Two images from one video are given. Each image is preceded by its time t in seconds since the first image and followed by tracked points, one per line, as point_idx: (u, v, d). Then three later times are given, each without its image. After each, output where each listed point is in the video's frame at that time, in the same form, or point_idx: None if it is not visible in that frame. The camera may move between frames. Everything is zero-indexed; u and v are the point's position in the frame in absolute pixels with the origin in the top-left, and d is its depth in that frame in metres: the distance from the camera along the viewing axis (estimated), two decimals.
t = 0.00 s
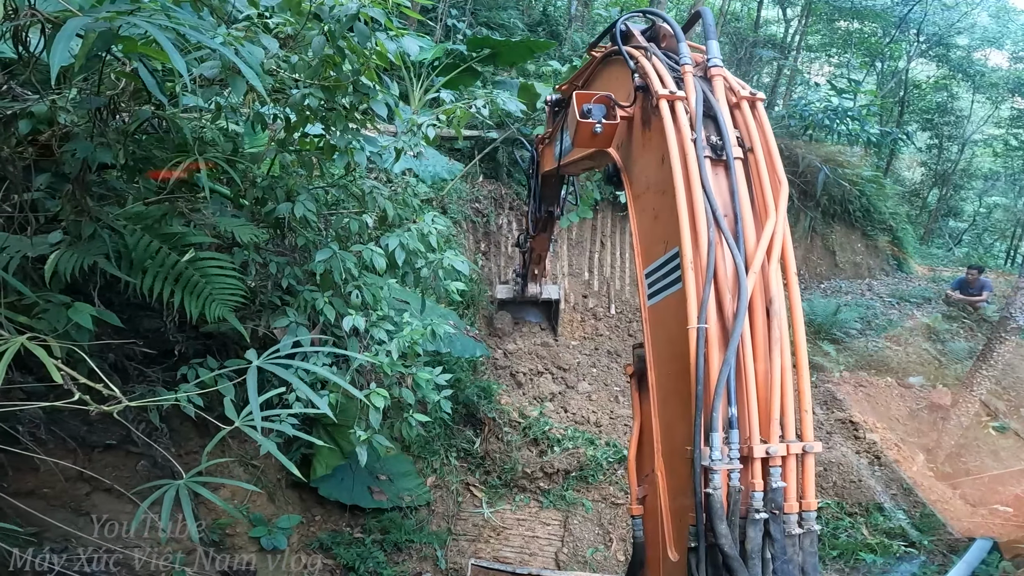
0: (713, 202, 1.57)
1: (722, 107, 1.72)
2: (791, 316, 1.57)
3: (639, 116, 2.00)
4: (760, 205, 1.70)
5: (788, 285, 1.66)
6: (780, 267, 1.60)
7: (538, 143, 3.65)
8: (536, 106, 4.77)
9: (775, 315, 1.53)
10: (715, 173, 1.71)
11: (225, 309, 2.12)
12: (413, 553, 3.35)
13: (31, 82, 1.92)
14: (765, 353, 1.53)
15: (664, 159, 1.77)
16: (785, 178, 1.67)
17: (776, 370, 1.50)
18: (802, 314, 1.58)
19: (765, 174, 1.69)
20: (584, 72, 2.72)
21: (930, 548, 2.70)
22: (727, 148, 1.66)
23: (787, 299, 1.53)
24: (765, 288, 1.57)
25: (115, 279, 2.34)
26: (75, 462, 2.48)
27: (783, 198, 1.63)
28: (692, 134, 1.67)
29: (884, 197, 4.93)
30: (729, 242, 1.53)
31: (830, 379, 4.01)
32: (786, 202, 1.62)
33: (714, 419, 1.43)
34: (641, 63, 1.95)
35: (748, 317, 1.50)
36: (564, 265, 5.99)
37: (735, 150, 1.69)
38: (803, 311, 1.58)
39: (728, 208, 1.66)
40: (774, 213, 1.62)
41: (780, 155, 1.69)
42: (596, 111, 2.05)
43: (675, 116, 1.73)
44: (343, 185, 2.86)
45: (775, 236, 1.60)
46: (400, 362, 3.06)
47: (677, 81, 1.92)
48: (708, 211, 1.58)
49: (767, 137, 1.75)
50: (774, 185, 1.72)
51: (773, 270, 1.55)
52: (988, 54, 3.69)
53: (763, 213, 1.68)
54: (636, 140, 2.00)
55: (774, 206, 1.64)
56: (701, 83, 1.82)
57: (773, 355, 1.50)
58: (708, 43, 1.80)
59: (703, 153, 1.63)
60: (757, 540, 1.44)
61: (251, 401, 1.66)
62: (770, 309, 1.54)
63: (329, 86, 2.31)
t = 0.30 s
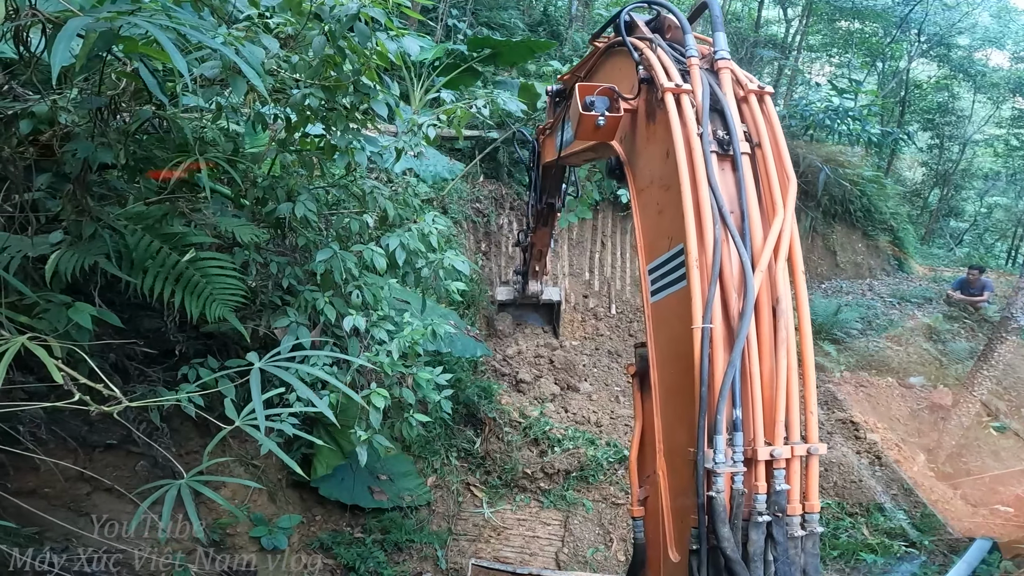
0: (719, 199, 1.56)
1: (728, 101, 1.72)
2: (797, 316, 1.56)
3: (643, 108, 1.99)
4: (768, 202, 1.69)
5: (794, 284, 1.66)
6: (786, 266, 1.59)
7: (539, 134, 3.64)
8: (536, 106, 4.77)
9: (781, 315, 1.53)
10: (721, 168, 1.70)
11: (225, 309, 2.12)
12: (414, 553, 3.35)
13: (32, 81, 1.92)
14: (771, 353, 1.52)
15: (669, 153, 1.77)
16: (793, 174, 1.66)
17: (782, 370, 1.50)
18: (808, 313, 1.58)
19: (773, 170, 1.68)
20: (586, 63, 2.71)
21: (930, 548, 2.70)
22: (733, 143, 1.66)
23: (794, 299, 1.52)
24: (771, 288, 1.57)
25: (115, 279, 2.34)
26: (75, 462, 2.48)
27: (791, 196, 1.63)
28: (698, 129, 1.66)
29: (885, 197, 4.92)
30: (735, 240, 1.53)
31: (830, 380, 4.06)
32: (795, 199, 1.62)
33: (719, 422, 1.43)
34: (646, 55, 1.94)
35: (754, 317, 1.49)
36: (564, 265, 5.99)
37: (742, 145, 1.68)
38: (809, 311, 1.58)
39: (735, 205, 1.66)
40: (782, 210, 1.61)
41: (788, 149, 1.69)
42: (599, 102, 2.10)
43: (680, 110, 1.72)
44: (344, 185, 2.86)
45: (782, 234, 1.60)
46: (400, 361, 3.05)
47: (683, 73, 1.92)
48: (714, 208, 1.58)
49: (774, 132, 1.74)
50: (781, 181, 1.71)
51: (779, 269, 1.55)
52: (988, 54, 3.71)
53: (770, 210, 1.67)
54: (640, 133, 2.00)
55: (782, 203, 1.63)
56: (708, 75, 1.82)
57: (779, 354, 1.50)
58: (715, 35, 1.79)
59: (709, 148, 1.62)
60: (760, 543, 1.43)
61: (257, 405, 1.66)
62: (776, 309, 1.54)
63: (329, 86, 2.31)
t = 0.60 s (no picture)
0: (723, 197, 1.56)
1: (734, 97, 1.71)
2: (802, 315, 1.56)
3: (647, 104, 1.99)
4: (773, 200, 1.69)
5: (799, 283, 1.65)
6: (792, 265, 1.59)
7: (539, 129, 3.64)
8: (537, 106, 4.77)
9: (786, 315, 1.53)
10: (726, 165, 1.70)
11: (225, 309, 2.11)
12: (414, 553, 3.35)
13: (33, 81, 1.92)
14: (775, 353, 1.52)
15: (673, 150, 1.76)
16: (798, 172, 1.66)
17: (786, 369, 1.50)
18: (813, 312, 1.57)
19: (779, 167, 1.68)
20: (588, 56, 2.71)
21: (930, 548, 2.70)
22: (739, 140, 1.65)
23: (799, 298, 1.52)
24: (775, 287, 1.56)
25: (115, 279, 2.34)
26: (75, 462, 2.49)
27: (797, 194, 1.62)
28: (703, 125, 1.66)
29: (885, 197, 5.02)
30: (740, 239, 1.53)
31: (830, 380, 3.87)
32: (800, 198, 1.61)
33: (722, 423, 1.43)
34: (650, 50, 1.93)
35: (758, 316, 1.49)
36: (564, 265, 5.99)
37: (747, 142, 1.68)
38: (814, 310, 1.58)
39: (739, 203, 1.66)
40: (787, 208, 1.61)
41: (794, 147, 1.68)
42: (601, 98, 2.05)
43: (685, 106, 1.72)
44: (345, 185, 2.86)
45: (788, 233, 1.59)
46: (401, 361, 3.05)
47: (687, 68, 1.91)
48: (718, 206, 1.57)
49: (780, 129, 1.73)
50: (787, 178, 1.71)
51: (784, 268, 1.54)
52: (989, 54, 3.75)
53: (776, 208, 1.67)
54: (643, 130, 1.99)
55: (787, 201, 1.63)
56: (712, 71, 1.81)
57: (783, 354, 1.50)
58: (720, 29, 1.78)
59: (714, 145, 1.62)
60: (761, 545, 1.44)
61: (251, 404, 1.65)
62: (781, 308, 1.53)
63: (330, 86, 2.32)
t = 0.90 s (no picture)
0: (728, 195, 1.55)
1: (738, 92, 1.70)
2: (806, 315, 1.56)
3: (649, 99, 1.98)
4: (778, 197, 1.69)
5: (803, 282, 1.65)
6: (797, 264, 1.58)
7: (539, 121, 3.62)
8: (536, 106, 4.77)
9: (790, 315, 1.52)
10: (730, 162, 1.69)
11: (224, 309, 2.11)
12: (413, 553, 3.35)
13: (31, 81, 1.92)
14: (778, 353, 1.52)
15: (676, 146, 1.76)
16: (804, 169, 1.65)
17: (790, 370, 1.49)
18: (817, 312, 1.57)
19: (784, 165, 1.67)
20: (590, 49, 2.72)
21: (930, 548, 2.69)
22: (744, 137, 1.64)
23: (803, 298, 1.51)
24: (780, 287, 1.56)
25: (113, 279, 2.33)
26: (74, 462, 2.48)
27: (803, 193, 1.62)
28: (707, 121, 1.65)
29: (885, 198, 4.97)
30: (744, 237, 1.52)
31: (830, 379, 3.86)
32: (806, 196, 1.61)
33: (725, 425, 1.42)
34: (653, 43, 1.92)
35: (762, 317, 1.49)
36: (563, 264, 5.98)
37: (752, 138, 1.68)
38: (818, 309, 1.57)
39: (744, 200, 1.65)
40: (793, 207, 1.61)
41: (799, 143, 1.68)
42: (602, 92, 2.04)
43: (689, 101, 1.71)
44: (344, 185, 2.86)
45: (793, 232, 1.59)
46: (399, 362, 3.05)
47: (691, 63, 1.90)
48: (722, 203, 1.57)
49: (786, 124, 1.73)
50: (792, 175, 1.71)
51: (789, 267, 1.53)
52: (988, 54, 3.81)
53: (781, 205, 1.66)
54: (646, 125, 1.98)
55: (792, 200, 1.63)
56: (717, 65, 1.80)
57: (787, 355, 1.50)
58: (725, 23, 1.78)
59: (718, 141, 1.61)
60: (762, 547, 1.45)
61: (253, 402, 1.65)
62: (785, 308, 1.53)
63: (328, 86, 2.31)
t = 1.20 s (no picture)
0: (742, 191, 1.55)
1: (754, 83, 1.70)
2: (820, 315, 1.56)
3: (659, 88, 1.97)
4: (793, 192, 1.68)
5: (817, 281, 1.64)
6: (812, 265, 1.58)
7: (543, 106, 3.55)
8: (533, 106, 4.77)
9: (803, 315, 1.52)
10: (745, 155, 1.68)
11: (221, 310, 2.11)
12: (411, 554, 3.34)
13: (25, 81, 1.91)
14: (791, 354, 1.52)
15: (688, 138, 1.75)
16: (821, 165, 1.65)
17: (803, 372, 1.49)
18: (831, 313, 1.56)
19: (800, 159, 1.66)
20: (597, 34, 2.71)
21: (927, 547, 2.68)
22: (759, 130, 1.64)
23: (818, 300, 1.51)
24: (793, 287, 1.55)
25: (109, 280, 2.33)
26: (70, 463, 2.47)
27: (819, 191, 1.61)
28: (721, 113, 1.64)
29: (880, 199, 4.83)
30: (758, 234, 1.52)
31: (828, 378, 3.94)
32: (822, 194, 1.60)
33: (735, 429, 1.43)
34: (664, 31, 1.91)
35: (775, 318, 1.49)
36: (562, 264, 5.97)
37: (767, 131, 1.67)
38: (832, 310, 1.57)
39: (758, 195, 1.65)
40: (808, 204, 1.60)
41: (816, 135, 1.67)
42: (610, 80, 2.03)
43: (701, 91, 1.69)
44: (341, 184, 2.85)
45: (807, 230, 1.58)
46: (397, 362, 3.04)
47: (703, 52, 1.88)
48: (736, 199, 1.56)
49: (803, 117, 1.72)
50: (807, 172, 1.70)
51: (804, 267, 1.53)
52: (984, 54, 3.87)
53: (796, 202, 1.66)
54: (655, 114, 1.97)
55: (808, 197, 1.62)
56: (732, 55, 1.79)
57: (800, 356, 1.49)
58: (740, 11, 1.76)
59: (732, 134, 1.60)
60: (768, 552, 1.47)
61: (250, 402, 1.66)
62: (798, 309, 1.53)
63: (325, 85, 2.31)
